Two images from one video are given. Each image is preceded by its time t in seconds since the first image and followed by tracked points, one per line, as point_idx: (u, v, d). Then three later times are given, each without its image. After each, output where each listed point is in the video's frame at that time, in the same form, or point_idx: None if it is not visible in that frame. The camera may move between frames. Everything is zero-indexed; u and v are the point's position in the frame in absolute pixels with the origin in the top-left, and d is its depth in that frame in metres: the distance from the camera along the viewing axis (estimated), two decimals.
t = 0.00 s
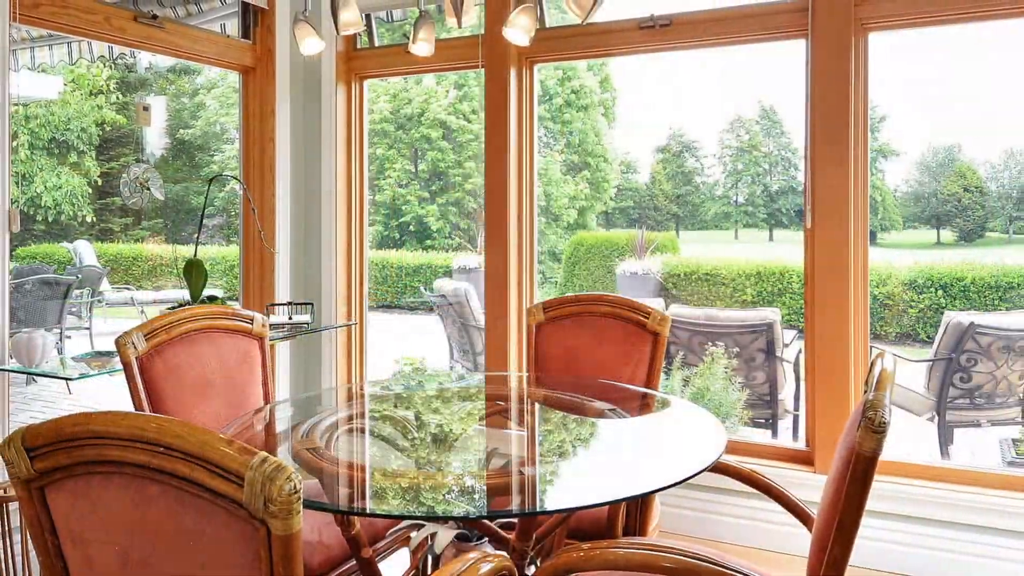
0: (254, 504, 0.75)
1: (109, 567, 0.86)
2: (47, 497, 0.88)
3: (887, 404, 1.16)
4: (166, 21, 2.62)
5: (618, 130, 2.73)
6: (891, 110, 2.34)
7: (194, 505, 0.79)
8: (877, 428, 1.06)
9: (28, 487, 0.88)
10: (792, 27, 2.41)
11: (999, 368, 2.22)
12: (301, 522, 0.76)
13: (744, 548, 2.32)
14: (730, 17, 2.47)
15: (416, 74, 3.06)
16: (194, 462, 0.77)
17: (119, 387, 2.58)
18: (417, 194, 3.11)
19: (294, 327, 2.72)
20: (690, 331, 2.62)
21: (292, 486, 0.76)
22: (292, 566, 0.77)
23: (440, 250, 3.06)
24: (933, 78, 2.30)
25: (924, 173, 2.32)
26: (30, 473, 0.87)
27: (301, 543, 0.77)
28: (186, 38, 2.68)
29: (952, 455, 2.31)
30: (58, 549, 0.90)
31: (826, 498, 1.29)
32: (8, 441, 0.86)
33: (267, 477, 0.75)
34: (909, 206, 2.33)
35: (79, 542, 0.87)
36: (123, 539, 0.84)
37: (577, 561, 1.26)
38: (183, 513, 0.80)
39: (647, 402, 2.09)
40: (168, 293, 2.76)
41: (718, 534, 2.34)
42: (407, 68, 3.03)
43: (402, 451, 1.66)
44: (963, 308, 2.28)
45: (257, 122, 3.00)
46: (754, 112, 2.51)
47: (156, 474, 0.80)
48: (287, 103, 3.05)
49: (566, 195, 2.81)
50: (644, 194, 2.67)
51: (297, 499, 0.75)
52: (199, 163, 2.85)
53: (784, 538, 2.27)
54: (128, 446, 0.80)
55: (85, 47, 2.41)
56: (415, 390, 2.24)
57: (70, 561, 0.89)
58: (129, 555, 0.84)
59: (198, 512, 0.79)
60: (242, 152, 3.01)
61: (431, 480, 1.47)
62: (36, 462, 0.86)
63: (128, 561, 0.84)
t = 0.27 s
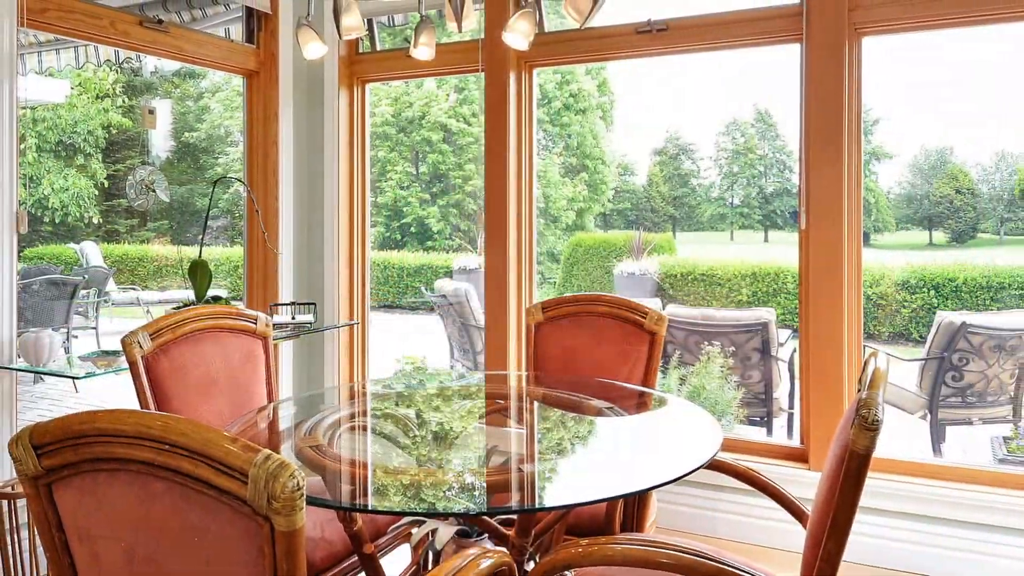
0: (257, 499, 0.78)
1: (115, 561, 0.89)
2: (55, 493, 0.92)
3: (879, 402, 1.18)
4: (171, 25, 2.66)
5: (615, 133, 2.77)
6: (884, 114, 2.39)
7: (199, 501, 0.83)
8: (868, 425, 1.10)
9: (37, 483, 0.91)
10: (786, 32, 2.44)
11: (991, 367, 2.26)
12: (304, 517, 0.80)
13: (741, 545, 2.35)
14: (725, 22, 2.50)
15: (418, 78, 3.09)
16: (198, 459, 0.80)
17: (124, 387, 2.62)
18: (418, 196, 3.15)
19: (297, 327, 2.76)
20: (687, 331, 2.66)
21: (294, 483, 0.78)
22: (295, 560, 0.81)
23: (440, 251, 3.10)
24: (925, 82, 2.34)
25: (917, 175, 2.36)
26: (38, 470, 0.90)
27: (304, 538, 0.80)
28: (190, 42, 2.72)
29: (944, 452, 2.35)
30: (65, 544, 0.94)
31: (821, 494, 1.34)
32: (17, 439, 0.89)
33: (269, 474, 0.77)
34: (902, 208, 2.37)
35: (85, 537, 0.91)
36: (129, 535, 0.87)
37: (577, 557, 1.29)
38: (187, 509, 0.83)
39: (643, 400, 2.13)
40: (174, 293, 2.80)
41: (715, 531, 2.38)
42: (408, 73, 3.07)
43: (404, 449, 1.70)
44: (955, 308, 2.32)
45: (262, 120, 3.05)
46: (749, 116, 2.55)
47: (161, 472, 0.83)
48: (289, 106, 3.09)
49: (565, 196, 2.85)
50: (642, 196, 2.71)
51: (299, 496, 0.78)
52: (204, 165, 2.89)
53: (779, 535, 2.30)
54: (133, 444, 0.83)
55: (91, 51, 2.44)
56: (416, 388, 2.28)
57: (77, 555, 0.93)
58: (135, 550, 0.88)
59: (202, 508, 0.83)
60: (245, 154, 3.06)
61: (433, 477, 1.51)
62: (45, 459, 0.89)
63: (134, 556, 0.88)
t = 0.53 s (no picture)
0: (262, 495, 0.81)
1: (121, 557, 0.92)
2: (63, 490, 0.95)
3: (871, 401, 1.21)
4: (178, 31, 2.70)
5: (612, 136, 2.82)
6: (877, 117, 2.43)
7: (204, 498, 0.86)
8: (862, 424, 1.14)
9: (47, 480, 0.95)
10: (781, 37, 2.48)
11: (981, 365, 2.31)
12: (307, 513, 0.83)
13: (736, 541, 2.40)
14: (721, 27, 2.54)
15: (420, 82, 3.14)
16: (204, 456, 0.83)
17: (131, 385, 2.66)
18: (420, 198, 3.19)
19: (300, 327, 2.81)
20: (684, 331, 2.70)
21: (300, 479, 0.82)
22: (299, 555, 0.84)
23: (441, 251, 3.15)
24: (918, 86, 2.38)
25: (909, 177, 2.40)
26: (47, 467, 0.93)
27: (307, 534, 0.83)
28: (196, 47, 2.76)
29: (935, 449, 2.40)
30: (73, 540, 0.97)
31: (814, 491, 1.39)
32: (26, 437, 0.92)
33: (275, 471, 0.81)
34: (894, 210, 2.42)
35: (92, 533, 0.94)
36: (136, 531, 0.90)
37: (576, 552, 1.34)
38: (193, 505, 0.87)
39: (640, 398, 2.17)
40: (180, 293, 2.85)
41: (711, 528, 2.42)
42: (409, 77, 3.11)
43: (405, 446, 1.74)
44: (946, 308, 2.36)
45: (266, 123, 3.09)
46: (744, 119, 2.59)
47: (169, 469, 0.86)
48: (293, 110, 3.13)
49: (564, 198, 2.90)
50: (638, 198, 2.76)
51: (304, 492, 0.81)
52: (209, 168, 2.94)
53: (773, 531, 2.35)
54: (141, 442, 0.86)
55: (99, 57, 2.49)
56: (417, 387, 2.32)
57: (84, 551, 0.96)
58: (141, 546, 0.91)
59: (208, 504, 0.86)
60: (249, 157, 3.11)
61: (434, 473, 1.55)
62: (53, 456, 0.92)
63: (140, 552, 0.91)
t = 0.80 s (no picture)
0: (266, 493, 0.82)
1: (129, 552, 0.94)
2: (72, 487, 0.97)
3: (863, 398, 1.26)
4: (184, 35, 2.75)
5: (610, 139, 2.86)
6: (869, 121, 2.48)
7: (211, 494, 0.87)
8: (853, 422, 1.19)
9: (55, 477, 0.97)
10: (775, 43, 2.53)
11: (971, 364, 2.36)
12: (310, 509, 0.84)
13: (731, 537, 2.44)
14: (716, 32, 2.59)
15: (421, 86, 3.18)
16: (209, 453, 0.85)
17: (136, 384, 2.71)
18: (421, 200, 3.24)
19: (303, 327, 2.85)
20: (680, 330, 2.75)
21: (303, 476, 0.83)
22: (302, 550, 0.85)
23: (442, 252, 3.19)
24: (909, 91, 2.43)
25: (900, 179, 2.45)
26: (55, 464, 0.95)
27: (310, 530, 0.85)
28: (201, 52, 2.80)
29: (926, 447, 2.44)
30: (81, 535, 0.99)
31: (808, 488, 1.43)
32: (34, 434, 0.94)
33: (278, 468, 0.82)
34: (886, 212, 2.46)
35: (100, 529, 0.96)
36: (143, 527, 0.92)
37: (575, 547, 1.38)
38: (199, 501, 0.88)
39: (637, 396, 2.22)
40: (185, 293, 2.90)
41: (706, 524, 2.47)
42: (410, 81, 3.16)
43: (406, 443, 1.79)
44: (937, 308, 2.41)
45: (270, 125, 3.15)
46: (739, 123, 2.64)
47: (174, 466, 0.88)
48: (296, 113, 3.17)
49: (562, 200, 2.94)
50: (635, 200, 2.81)
51: (307, 489, 0.82)
52: (214, 171, 2.99)
53: (768, 527, 2.39)
54: (147, 440, 0.88)
55: (106, 62, 2.53)
56: (418, 385, 2.37)
57: (93, 546, 0.98)
58: (148, 541, 0.93)
59: (213, 500, 0.88)
60: (253, 160, 3.16)
61: (434, 470, 1.60)
62: (63, 453, 0.94)
63: (148, 547, 0.93)
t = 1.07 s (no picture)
0: (270, 489, 0.84)
1: (136, 549, 0.96)
2: (79, 485, 0.99)
3: (857, 396, 1.31)
4: (189, 40, 2.79)
5: (608, 142, 2.91)
6: (862, 125, 2.52)
7: (216, 490, 0.89)
8: (847, 418, 1.23)
9: (63, 474, 0.98)
10: (770, 48, 2.57)
11: (962, 363, 2.40)
12: (314, 505, 0.85)
13: (726, 532, 2.49)
14: (712, 37, 2.63)
15: (422, 90, 3.23)
16: (214, 450, 0.86)
17: (143, 382, 2.76)
18: (422, 202, 3.28)
19: (306, 326, 2.90)
20: (676, 330, 2.79)
21: (306, 472, 0.84)
22: (305, 545, 0.86)
23: (443, 253, 3.24)
24: (901, 95, 2.47)
25: (893, 182, 2.50)
26: (63, 462, 0.97)
27: (314, 526, 0.86)
28: (206, 57, 2.85)
29: (918, 444, 2.49)
30: (89, 532, 1.01)
31: (801, 485, 1.47)
32: (42, 431, 0.96)
33: (283, 463, 0.83)
34: (878, 213, 2.51)
35: (107, 526, 0.98)
36: (148, 522, 0.94)
37: (574, 542, 1.42)
38: (203, 497, 0.89)
39: (633, 395, 2.25)
40: (191, 293, 2.95)
41: (702, 521, 2.52)
42: (411, 85, 3.21)
43: (408, 441, 1.83)
44: (929, 308, 2.45)
45: (273, 129, 3.20)
46: (734, 126, 2.68)
47: (179, 463, 0.89)
48: (299, 117, 3.22)
49: (561, 201, 2.99)
50: (632, 202, 2.85)
51: (310, 485, 0.84)
52: (219, 173, 3.04)
53: (763, 524, 2.44)
54: (153, 437, 0.89)
55: (113, 66, 2.58)
56: (419, 383, 2.41)
57: (100, 543, 1.00)
58: (154, 537, 0.94)
59: (218, 496, 0.89)
60: (257, 163, 3.21)
61: (436, 467, 1.64)
62: (71, 451, 0.96)
63: (154, 542, 0.94)
